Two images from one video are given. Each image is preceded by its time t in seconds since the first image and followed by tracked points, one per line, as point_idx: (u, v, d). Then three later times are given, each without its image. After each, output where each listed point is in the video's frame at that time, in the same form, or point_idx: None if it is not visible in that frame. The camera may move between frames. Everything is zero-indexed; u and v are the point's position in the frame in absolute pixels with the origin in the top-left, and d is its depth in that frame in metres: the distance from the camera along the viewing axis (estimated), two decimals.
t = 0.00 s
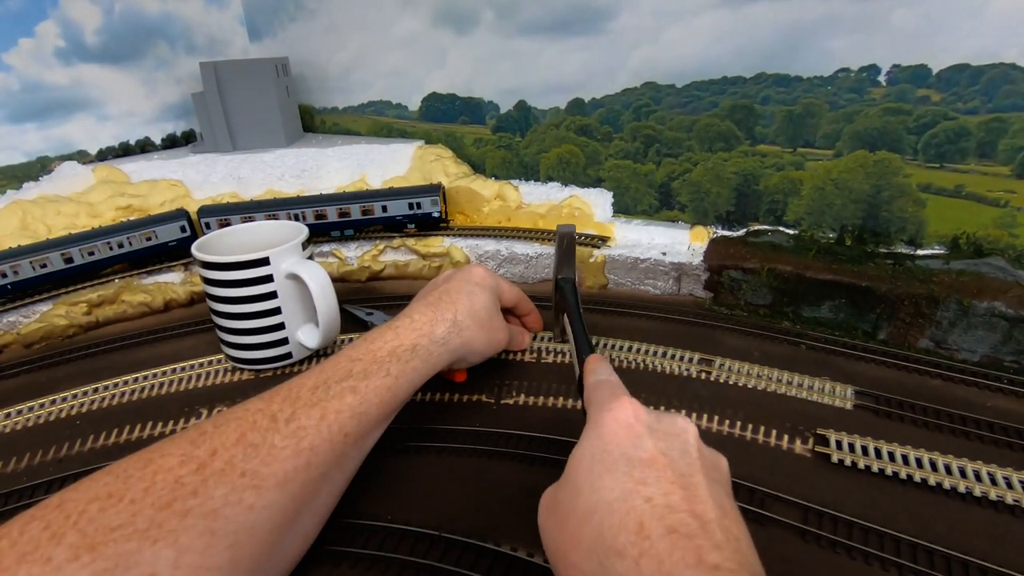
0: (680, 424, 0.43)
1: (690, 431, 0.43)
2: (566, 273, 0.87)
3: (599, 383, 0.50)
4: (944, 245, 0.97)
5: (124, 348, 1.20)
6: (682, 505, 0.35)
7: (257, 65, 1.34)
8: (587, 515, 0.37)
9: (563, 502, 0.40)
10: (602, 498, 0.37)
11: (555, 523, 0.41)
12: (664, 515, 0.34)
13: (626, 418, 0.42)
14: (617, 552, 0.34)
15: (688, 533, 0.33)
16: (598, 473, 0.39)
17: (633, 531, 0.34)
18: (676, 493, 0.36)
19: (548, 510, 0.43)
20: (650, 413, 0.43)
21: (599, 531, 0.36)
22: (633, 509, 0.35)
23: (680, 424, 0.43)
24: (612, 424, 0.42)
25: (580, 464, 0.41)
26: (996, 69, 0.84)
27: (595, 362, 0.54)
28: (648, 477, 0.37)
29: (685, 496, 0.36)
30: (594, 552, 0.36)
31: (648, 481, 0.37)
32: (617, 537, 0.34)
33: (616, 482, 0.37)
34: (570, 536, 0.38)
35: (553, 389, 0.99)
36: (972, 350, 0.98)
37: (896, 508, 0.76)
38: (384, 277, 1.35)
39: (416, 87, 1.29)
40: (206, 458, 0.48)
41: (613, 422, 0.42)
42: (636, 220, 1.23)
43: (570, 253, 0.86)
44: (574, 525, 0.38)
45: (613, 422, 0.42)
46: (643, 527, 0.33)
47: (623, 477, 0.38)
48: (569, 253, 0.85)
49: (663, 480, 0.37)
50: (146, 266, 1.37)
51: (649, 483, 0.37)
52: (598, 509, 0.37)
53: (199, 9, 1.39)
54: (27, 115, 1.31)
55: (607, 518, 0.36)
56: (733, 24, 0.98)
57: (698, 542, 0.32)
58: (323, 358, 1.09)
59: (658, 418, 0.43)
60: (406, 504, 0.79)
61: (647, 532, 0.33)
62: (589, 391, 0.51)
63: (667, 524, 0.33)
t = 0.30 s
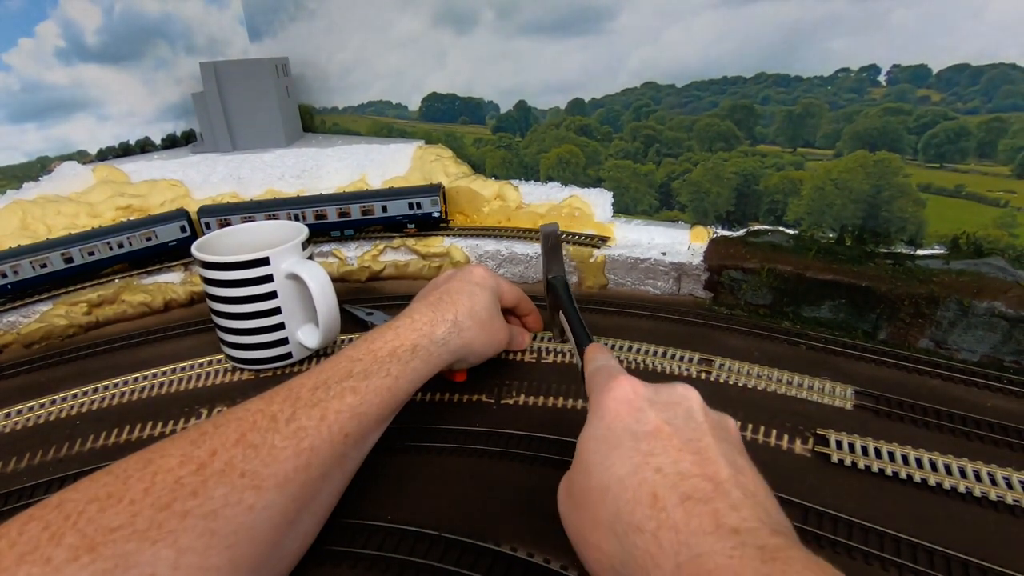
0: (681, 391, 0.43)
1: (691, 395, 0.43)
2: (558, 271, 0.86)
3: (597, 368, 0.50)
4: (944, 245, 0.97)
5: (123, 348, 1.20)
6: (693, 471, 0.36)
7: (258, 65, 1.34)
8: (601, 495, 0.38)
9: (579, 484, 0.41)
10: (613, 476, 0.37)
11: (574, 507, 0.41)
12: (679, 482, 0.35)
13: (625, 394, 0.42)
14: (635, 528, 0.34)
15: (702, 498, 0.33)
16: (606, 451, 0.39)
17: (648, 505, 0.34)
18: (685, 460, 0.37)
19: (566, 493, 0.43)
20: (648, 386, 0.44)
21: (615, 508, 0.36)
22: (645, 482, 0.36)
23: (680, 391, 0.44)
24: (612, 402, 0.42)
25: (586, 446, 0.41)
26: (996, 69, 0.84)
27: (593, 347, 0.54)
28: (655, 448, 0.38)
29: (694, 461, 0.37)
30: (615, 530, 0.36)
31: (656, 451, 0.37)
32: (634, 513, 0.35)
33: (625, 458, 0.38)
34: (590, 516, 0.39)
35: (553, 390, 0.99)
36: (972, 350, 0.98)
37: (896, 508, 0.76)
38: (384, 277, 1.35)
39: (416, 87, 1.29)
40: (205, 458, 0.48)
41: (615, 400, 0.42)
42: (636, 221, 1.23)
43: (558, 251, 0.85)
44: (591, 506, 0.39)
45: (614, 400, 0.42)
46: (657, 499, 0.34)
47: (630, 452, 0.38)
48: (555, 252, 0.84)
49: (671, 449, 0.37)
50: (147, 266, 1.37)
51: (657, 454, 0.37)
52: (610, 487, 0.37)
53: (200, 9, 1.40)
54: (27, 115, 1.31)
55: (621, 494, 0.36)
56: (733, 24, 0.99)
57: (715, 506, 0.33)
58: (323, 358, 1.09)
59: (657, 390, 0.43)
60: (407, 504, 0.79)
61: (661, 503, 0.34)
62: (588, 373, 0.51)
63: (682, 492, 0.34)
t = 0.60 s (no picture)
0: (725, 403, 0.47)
1: (716, 411, 0.43)
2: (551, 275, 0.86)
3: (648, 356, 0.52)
4: (944, 245, 0.98)
5: (124, 348, 1.20)
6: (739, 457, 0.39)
7: (258, 65, 1.34)
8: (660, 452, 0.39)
9: (611, 508, 0.41)
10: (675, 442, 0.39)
11: (607, 534, 0.41)
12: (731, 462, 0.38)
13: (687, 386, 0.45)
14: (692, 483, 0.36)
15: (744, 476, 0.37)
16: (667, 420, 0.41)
17: (707, 473, 0.37)
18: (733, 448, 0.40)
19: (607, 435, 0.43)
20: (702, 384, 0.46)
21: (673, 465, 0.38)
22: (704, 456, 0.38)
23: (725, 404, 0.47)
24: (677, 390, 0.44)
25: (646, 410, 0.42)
26: (997, 69, 0.84)
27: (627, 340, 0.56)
28: (711, 433, 0.41)
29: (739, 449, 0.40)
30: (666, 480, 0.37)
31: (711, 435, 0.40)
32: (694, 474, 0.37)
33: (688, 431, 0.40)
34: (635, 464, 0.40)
35: (553, 390, 0.99)
36: (972, 350, 0.98)
37: (895, 507, 0.76)
38: (383, 277, 1.35)
39: (416, 87, 1.29)
40: (205, 458, 0.48)
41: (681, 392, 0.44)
42: (636, 220, 1.23)
43: (547, 253, 0.86)
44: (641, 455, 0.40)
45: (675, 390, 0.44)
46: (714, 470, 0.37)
47: (663, 473, 0.38)
48: (546, 254, 0.86)
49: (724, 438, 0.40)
50: (147, 266, 1.37)
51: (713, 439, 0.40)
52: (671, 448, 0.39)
53: (200, 9, 1.40)
54: (27, 115, 1.31)
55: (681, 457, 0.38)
56: (733, 24, 0.99)
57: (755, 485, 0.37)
58: (324, 358, 1.09)
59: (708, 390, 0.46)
60: (407, 504, 0.79)
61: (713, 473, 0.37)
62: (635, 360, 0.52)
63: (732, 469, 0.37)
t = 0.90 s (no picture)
0: (701, 398, 0.44)
1: (710, 403, 0.44)
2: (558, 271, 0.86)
3: (612, 371, 0.51)
4: (945, 246, 0.97)
5: (124, 348, 1.20)
6: (717, 473, 0.36)
7: (258, 65, 1.34)
8: (625, 493, 0.38)
9: (598, 483, 0.41)
10: (635, 475, 0.38)
11: (592, 505, 0.42)
12: (702, 482, 0.36)
13: (645, 397, 0.43)
14: (660, 526, 0.35)
15: (728, 500, 0.34)
16: (627, 448, 0.40)
17: (673, 503, 0.35)
18: (708, 463, 0.37)
19: (585, 492, 0.44)
20: (666, 390, 0.44)
21: (639, 506, 0.37)
22: (669, 482, 0.36)
23: (701, 399, 0.44)
24: (633, 406, 0.42)
25: (607, 447, 0.41)
26: (996, 69, 0.84)
27: (602, 354, 0.55)
28: (678, 449, 0.38)
29: (717, 463, 0.37)
30: (638, 527, 0.37)
31: (680, 452, 0.38)
32: (658, 511, 0.35)
33: (647, 458, 0.38)
34: (610, 516, 0.39)
35: (553, 390, 0.99)
36: (972, 350, 0.98)
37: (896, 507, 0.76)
38: (384, 277, 1.35)
39: (416, 88, 1.29)
40: (204, 457, 0.48)
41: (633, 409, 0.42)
42: (636, 221, 1.23)
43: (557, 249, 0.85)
44: (613, 503, 0.39)
45: (634, 404, 0.43)
46: (682, 498, 0.35)
47: (653, 451, 0.38)
48: (557, 251, 0.85)
49: (693, 450, 0.38)
50: (147, 266, 1.37)
51: (680, 455, 0.38)
52: (634, 485, 0.38)
53: (200, 9, 1.39)
54: (27, 115, 1.31)
55: (645, 491, 0.37)
56: (733, 25, 0.99)
57: (741, 508, 0.33)
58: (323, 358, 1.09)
59: (676, 395, 0.44)
60: (407, 504, 0.79)
61: (687, 502, 0.35)
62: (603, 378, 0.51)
63: (707, 492, 0.35)
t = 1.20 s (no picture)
0: (708, 405, 0.44)
1: (717, 410, 0.44)
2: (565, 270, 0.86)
3: (617, 374, 0.51)
4: (944, 245, 0.97)
5: (124, 348, 1.20)
6: (726, 482, 0.36)
7: (258, 66, 1.34)
8: (635, 502, 0.38)
9: (607, 490, 0.41)
10: (645, 484, 0.38)
11: (601, 513, 0.41)
12: (711, 493, 0.35)
13: (654, 406, 0.43)
14: (671, 536, 0.35)
15: (738, 511, 0.34)
16: (636, 456, 0.39)
17: (684, 513, 0.35)
18: (717, 471, 0.37)
19: (591, 500, 0.43)
20: (675, 397, 0.44)
21: (650, 516, 0.36)
22: (679, 492, 0.36)
23: (707, 406, 0.44)
24: (641, 413, 0.42)
25: (616, 453, 0.41)
26: (996, 69, 0.84)
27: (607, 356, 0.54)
28: (687, 458, 0.38)
29: (726, 473, 0.37)
30: (649, 537, 0.36)
31: (688, 461, 0.38)
32: (669, 520, 0.35)
33: (657, 466, 0.38)
34: (620, 522, 0.39)
35: (555, 390, 0.99)
36: (972, 350, 0.98)
37: (896, 507, 0.76)
38: (383, 277, 1.35)
39: (416, 88, 1.29)
40: (201, 455, 0.48)
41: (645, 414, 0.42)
42: (636, 221, 1.23)
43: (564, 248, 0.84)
44: (622, 512, 0.39)
45: (643, 412, 0.42)
46: (693, 509, 0.35)
47: (662, 460, 0.38)
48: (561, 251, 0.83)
49: (701, 458, 0.38)
50: (147, 266, 1.37)
51: (690, 463, 0.38)
52: (644, 495, 0.37)
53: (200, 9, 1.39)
54: (27, 114, 1.31)
55: (656, 501, 0.36)
56: (734, 25, 0.99)
57: (751, 518, 0.33)
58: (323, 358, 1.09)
59: (684, 403, 0.44)
60: (407, 504, 0.79)
61: (698, 513, 0.34)
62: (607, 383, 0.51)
63: (717, 502, 0.35)
